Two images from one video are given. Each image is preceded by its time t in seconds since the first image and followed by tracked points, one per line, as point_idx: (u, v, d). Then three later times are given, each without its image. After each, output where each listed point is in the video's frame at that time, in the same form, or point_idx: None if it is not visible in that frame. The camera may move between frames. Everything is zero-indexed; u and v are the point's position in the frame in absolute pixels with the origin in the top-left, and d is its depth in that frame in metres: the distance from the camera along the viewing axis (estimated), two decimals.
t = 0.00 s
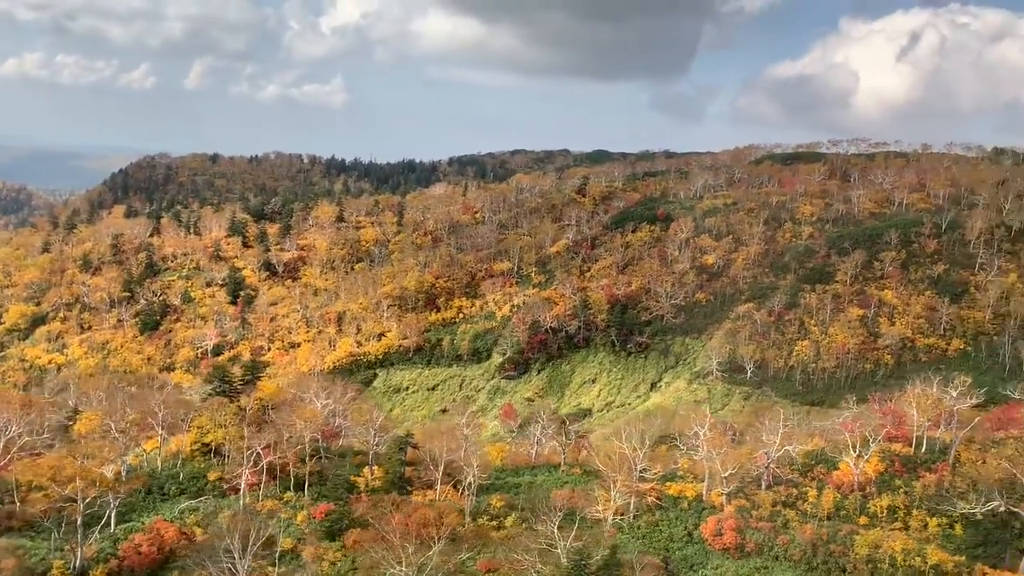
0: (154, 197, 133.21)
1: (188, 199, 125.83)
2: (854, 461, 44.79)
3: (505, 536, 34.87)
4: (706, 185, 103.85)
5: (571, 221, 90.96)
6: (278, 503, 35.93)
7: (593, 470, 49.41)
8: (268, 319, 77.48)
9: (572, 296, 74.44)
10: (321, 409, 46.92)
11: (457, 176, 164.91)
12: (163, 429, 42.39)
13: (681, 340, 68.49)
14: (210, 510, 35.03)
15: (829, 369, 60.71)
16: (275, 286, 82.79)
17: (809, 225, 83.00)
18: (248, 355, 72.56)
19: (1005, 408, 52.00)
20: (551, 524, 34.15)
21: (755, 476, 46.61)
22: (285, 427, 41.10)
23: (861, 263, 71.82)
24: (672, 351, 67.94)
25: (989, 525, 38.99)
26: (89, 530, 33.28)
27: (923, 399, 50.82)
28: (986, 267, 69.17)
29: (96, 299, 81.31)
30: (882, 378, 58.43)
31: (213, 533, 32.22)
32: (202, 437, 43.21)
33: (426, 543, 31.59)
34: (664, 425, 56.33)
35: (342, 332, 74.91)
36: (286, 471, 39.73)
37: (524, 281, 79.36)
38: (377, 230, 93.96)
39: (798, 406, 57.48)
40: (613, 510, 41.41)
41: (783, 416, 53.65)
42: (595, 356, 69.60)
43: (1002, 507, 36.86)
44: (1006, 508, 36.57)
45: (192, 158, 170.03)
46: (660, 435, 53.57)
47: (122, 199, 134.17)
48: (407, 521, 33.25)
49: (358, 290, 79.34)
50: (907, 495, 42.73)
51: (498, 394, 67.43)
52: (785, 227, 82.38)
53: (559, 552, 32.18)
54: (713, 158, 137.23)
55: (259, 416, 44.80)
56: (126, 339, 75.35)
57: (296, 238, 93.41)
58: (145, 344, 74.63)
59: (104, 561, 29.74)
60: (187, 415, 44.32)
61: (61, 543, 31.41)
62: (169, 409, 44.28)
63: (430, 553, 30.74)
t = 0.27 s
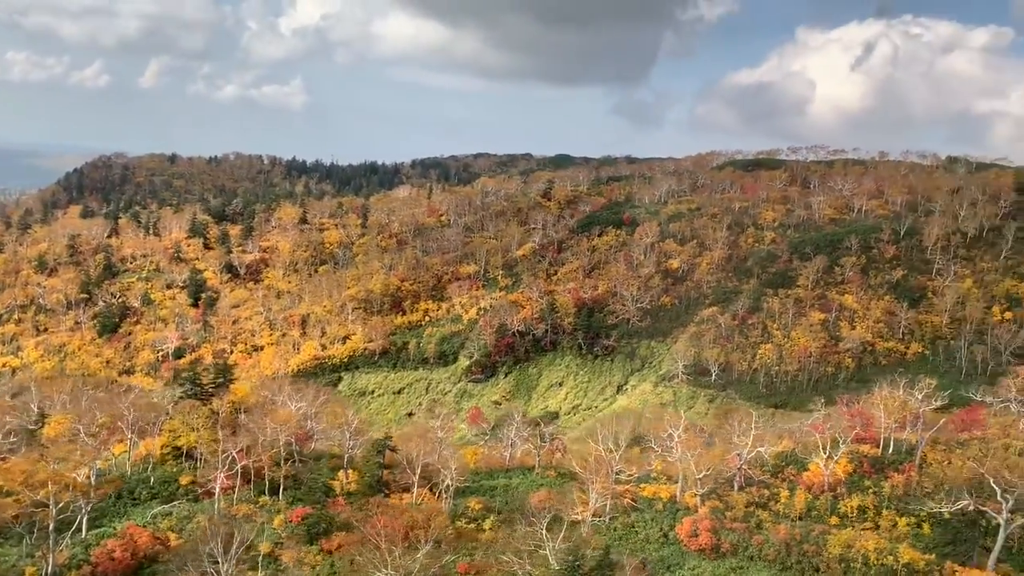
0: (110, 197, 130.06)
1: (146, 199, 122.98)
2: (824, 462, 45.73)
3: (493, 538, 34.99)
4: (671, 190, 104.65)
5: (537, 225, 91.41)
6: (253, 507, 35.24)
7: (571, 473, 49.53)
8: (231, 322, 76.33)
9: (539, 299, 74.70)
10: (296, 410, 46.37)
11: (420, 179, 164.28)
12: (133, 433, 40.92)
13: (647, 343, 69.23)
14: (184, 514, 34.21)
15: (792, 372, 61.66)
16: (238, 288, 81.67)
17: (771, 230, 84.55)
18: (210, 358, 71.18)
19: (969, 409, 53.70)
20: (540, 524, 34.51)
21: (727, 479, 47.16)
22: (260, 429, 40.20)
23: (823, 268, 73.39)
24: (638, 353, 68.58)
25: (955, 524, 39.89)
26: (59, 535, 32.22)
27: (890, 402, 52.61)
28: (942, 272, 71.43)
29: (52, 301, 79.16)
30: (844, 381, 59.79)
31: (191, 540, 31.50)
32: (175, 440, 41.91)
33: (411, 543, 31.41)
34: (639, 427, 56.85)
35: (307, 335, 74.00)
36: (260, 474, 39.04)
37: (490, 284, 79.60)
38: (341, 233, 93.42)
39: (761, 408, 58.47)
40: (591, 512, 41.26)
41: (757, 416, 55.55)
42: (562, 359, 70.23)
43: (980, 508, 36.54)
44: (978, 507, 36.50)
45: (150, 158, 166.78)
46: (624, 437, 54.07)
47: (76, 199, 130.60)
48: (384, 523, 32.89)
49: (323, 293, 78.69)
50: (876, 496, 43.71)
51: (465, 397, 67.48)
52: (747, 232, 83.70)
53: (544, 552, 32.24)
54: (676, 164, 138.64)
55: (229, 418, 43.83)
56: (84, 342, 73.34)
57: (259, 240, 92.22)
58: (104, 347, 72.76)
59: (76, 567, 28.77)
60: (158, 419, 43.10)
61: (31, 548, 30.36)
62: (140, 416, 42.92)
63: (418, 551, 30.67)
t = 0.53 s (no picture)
0: (70, 197, 127.56)
1: (110, 200, 120.58)
2: (801, 464, 46.43)
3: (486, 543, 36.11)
4: (641, 196, 105.66)
5: (508, 229, 91.68)
6: (234, 512, 34.59)
7: (556, 476, 50.03)
8: (198, 325, 75.30)
9: (511, 303, 74.92)
10: (277, 414, 45.72)
11: (387, 181, 163.63)
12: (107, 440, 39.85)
13: (618, 347, 69.88)
14: (164, 519, 33.54)
15: (761, 376, 62.52)
16: (205, 291, 80.82)
17: (740, 235, 85.66)
18: (177, 362, 70.04)
19: (940, 411, 55.15)
20: (537, 529, 36.17)
21: (705, 481, 47.59)
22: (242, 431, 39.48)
23: (790, 273, 74.67)
24: (609, 357, 69.24)
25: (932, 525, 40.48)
26: (36, 541, 31.38)
27: (863, 406, 53.50)
28: (906, 278, 73.38)
29: (12, 304, 77.26)
30: (811, 385, 60.96)
31: (172, 546, 30.78)
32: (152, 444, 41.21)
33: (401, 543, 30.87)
34: (621, 431, 57.46)
35: (275, 339, 73.37)
36: (240, 477, 38.44)
37: (462, 287, 79.61)
38: (309, 235, 93.20)
39: (731, 411, 59.19)
40: (575, 515, 40.95)
41: (731, 419, 56.36)
42: (533, 363, 70.73)
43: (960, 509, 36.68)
44: (953, 507, 36.90)
45: (110, 159, 164.44)
46: (594, 439, 54.24)
47: (35, 198, 127.46)
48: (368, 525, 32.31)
49: (292, 296, 78.13)
50: (852, 497, 44.47)
51: (436, 401, 67.36)
52: (716, 237, 84.57)
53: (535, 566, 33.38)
54: (645, 169, 139.59)
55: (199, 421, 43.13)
56: (46, 345, 71.65)
57: (225, 243, 91.29)
58: (67, 350, 71.01)
59: (53, 573, 27.95)
60: (124, 423, 42.16)
61: (7, 555, 29.50)
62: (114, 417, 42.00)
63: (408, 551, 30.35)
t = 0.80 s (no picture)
0: (32, 199, 125.96)
1: (77, 202, 118.75)
2: (784, 462, 47.04)
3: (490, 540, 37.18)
4: (615, 198, 106.24)
5: (484, 231, 91.51)
6: (221, 517, 34.01)
7: (541, 477, 49.78)
8: (170, 329, 74.24)
9: (487, 305, 74.87)
10: (264, 419, 44.81)
11: (357, 183, 162.70)
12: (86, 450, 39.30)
13: (595, 348, 70.30)
14: (150, 526, 32.99)
15: (736, 376, 63.14)
16: (176, 295, 80.07)
17: (714, 237, 86.05)
18: (149, 366, 69.01)
19: (919, 409, 56.48)
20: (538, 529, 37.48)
21: (687, 482, 47.81)
22: (232, 436, 38.80)
23: (765, 274, 75.41)
24: (585, 359, 69.67)
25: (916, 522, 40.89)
26: (20, 549, 30.68)
27: (844, 406, 52.77)
28: (878, 279, 74.54)
29: None
30: (785, 385, 61.84)
31: (161, 553, 30.30)
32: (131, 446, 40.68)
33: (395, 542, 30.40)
34: (607, 431, 57.20)
35: (248, 343, 72.91)
36: (227, 481, 37.87)
37: (438, 290, 79.81)
38: (282, 238, 93.26)
39: (707, 412, 59.78)
40: (565, 516, 40.60)
41: (704, 423, 55.87)
42: (510, 364, 70.87)
43: (946, 507, 37.35)
44: (937, 503, 37.86)
45: (76, 161, 163.22)
46: (570, 442, 54.45)
47: None
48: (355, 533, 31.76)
49: (265, 299, 77.32)
50: (835, 495, 45.08)
51: (413, 404, 67.00)
52: (691, 239, 84.76)
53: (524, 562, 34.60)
54: (618, 170, 139.94)
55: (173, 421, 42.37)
56: (14, 350, 70.28)
57: (196, 246, 90.65)
58: (35, 356, 69.58)
59: None
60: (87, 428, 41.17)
61: None
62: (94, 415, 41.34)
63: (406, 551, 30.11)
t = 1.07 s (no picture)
0: None
1: (41, 206, 115.96)
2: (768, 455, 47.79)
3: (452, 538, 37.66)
4: (589, 197, 106.78)
5: (459, 232, 91.47)
6: (211, 522, 33.45)
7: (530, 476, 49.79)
8: (143, 335, 73.09)
9: (463, 305, 74.95)
10: (250, 423, 44.17)
11: (327, 185, 161.46)
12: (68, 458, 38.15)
13: (572, 347, 70.69)
14: (139, 531, 32.45)
15: (712, 372, 63.88)
16: (148, 300, 78.91)
17: (687, 235, 86.75)
18: (122, 372, 67.72)
19: (896, 401, 57.62)
20: (539, 525, 38.30)
21: (671, 476, 48.23)
22: (211, 439, 38.47)
23: (738, 271, 76.31)
24: (562, 358, 69.92)
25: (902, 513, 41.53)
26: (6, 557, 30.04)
27: (825, 399, 53.79)
28: (848, 275, 76.03)
29: None
30: (760, 380, 62.71)
31: (152, 559, 29.78)
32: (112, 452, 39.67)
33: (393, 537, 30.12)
34: (594, 429, 57.29)
35: (223, 347, 72.24)
36: (216, 486, 37.34)
37: (414, 291, 79.76)
38: (254, 241, 92.28)
39: (684, 407, 60.52)
40: (554, 514, 39.28)
41: (683, 418, 56.35)
42: (488, 364, 70.89)
43: (928, 496, 38.55)
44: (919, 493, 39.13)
45: (40, 166, 159.53)
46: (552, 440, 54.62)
47: None
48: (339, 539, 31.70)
49: (239, 303, 76.81)
50: (819, 487, 45.82)
51: (391, 406, 66.72)
52: (664, 237, 85.42)
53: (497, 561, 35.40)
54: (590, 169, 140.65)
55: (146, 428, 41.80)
56: None
57: (167, 250, 89.45)
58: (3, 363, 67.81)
59: None
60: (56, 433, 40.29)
61: None
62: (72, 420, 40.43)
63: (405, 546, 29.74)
